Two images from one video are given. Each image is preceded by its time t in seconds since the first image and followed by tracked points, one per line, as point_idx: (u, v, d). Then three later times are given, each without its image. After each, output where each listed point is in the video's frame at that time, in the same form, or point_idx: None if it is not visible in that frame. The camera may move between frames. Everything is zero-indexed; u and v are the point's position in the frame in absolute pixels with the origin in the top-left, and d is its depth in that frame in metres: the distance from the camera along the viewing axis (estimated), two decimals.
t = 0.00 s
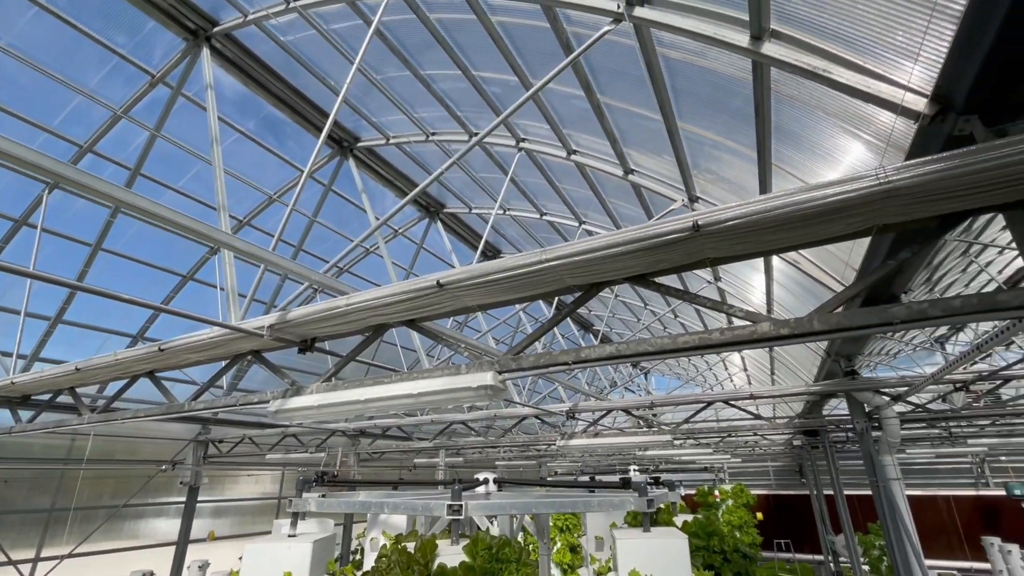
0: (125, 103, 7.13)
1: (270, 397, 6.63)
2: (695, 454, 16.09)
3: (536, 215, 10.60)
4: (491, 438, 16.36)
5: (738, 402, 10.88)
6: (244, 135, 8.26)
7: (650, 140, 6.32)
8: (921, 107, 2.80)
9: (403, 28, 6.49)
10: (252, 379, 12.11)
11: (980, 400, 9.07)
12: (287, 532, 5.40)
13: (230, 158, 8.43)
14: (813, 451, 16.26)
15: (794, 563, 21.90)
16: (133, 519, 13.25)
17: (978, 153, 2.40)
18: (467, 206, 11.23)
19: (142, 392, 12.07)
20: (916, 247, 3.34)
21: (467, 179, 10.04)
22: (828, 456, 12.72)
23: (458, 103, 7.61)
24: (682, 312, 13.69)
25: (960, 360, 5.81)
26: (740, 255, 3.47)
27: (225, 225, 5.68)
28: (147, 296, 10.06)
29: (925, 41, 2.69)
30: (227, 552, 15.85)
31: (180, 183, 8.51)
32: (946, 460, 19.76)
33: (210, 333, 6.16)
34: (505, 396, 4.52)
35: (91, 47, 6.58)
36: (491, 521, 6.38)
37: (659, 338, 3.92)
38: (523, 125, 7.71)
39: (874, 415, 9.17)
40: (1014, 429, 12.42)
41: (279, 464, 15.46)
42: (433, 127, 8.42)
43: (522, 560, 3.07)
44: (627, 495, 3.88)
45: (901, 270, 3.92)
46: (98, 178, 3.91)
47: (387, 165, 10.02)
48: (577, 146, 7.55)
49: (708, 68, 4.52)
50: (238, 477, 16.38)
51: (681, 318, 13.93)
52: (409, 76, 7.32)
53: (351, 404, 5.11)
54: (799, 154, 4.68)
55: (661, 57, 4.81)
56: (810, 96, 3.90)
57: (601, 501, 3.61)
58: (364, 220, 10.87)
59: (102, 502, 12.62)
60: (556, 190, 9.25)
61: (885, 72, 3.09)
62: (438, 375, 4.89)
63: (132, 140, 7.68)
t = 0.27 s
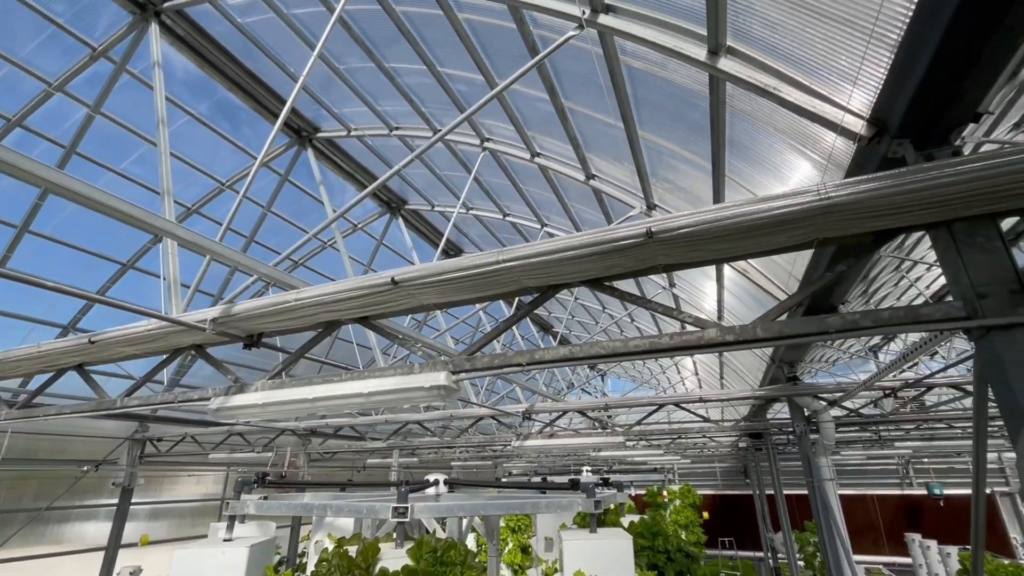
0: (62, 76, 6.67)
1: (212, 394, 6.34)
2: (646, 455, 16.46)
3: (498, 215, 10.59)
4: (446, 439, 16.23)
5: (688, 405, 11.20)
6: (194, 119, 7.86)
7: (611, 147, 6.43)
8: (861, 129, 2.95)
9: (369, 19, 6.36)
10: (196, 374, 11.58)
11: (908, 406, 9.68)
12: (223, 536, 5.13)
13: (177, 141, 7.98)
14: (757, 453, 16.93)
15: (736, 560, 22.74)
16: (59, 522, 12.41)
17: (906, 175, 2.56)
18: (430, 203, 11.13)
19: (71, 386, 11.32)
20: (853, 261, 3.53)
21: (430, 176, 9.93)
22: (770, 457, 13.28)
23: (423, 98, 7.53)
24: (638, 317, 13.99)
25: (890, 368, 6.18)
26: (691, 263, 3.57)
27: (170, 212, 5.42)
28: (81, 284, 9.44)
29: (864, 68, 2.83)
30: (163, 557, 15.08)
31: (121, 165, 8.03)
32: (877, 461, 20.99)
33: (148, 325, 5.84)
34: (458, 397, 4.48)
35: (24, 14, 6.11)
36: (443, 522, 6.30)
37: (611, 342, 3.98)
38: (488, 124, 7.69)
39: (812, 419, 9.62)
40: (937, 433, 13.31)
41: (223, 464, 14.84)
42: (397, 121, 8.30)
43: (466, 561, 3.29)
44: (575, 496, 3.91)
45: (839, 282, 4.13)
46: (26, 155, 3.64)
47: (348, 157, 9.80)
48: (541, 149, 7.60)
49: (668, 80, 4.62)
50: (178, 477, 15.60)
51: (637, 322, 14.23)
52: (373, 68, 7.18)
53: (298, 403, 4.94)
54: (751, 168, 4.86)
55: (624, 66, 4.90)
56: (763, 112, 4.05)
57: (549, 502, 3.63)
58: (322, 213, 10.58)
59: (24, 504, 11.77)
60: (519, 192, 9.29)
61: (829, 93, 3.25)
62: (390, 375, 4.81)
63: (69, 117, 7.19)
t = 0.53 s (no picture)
0: None
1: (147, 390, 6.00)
2: (599, 456, 16.73)
3: (460, 214, 10.54)
4: (400, 438, 15.98)
5: (640, 407, 11.47)
6: (139, 96, 7.40)
7: (573, 151, 6.50)
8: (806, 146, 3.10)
9: (332, 6, 6.17)
10: (132, 369, 10.98)
11: (842, 410, 10.23)
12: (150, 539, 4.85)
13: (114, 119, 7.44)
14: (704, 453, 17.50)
15: (681, 557, 23.44)
16: None
17: (846, 190, 2.70)
18: (391, 198, 10.97)
19: None
20: (795, 270, 3.70)
21: (392, 171, 9.78)
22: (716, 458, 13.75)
23: (386, 90, 7.40)
24: (595, 319, 14.22)
25: (827, 373, 6.51)
26: (645, 267, 3.64)
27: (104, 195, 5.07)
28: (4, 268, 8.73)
29: (808, 87, 2.95)
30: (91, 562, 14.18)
31: (54, 142, 7.48)
32: (814, 462, 22.09)
33: (76, 314, 5.47)
34: (409, 396, 4.41)
35: None
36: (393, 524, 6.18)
37: (564, 343, 4.01)
38: (451, 121, 7.63)
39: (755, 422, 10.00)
40: (868, 436, 14.14)
41: (161, 464, 14.10)
42: (358, 112, 8.13)
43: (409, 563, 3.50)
44: (524, 496, 3.92)
45: (783, 290, 4.32)
46: None
47: (306, 147, 9.52)
48: (504, 149, 7.61)
49: (627, 87, 4.71)
50: (110, 477, 14.71)
51: (594, 324, 14.44)
52: (335, 57, 6.98)
53: (240, 400, 4.74)
54: (705, 178, 5.01)
55: (587, 71, 4.96)
56: (717, 125, 4.19)
57: (497, 503, 3.62)
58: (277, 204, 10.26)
59: None
60: (481, 191, 9.26)
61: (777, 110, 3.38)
62: (339, 372, 4.68)
63: None
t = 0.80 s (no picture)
0: None
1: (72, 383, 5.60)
2: (552, 455, 16.89)
3: (421, 210, 10.41)
4: (351, 437, 15.61)
5: (594, 407, 11.63)
6: (74, 69, 6.92)
7: (534, 152, 6.52)
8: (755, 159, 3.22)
9: None
10: (59, 361, 10.30)
11: (782, 412, 10.71)
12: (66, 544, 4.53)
13: (43, 90, 6.90)
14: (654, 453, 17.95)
15: (629, 555, 23.96)
16: None
17: (788, 201, 2.83)
18: (349, 190, 10.70)
19: None
20: (741, 276, 3.85)
21: (352, 163, 9.56)
22: (665, 457, 14.13)
23: (346, 80, 7.22)
24: (552, 319, 14.33)
25: (769, 376, 6.79)
26: (598, 269, 3.70)
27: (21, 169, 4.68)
28: None
29: (757, 101, 3.07)
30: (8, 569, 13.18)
31: None
32: (756, 462, 23.05)
33: None
34: (357, 393, 4.30)
35: None
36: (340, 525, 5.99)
37: (516, 341, 4.02)
38: (413, 115, 7.51)
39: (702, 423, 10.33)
40: (807, 437, 14.86)
41: (91, 463, 13.26)
42: (317, 100, 7.91)
43: (350, 563, 3.65)
44: (470, 495, 3.90)
45: (730, 296, 4.48)
46: None
47: (259, 132, 9.18)
48: (467, 147, 7.56)
49: (587, 89, 4.75)
50: (32, 477, 13.71)
51: (552, 324, 14.57)
52: (293, 42, 6.74)
53: (174, 395, 4.50)
54: (662, 184, 5.13)
55: (550, 72, 4.97)
56: (674, 134, 4.30)
57: (441, 501, 3.58)
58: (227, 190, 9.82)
59: None
60: (443, 187, 9.16)
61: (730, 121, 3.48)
62: (284, 367, 4.52)
63: None
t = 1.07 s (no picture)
0: None
1: None
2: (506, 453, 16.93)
3: (380, 203, 10.23)
4: (299, 435, 15.13)
5: (548, 406, 11.73)
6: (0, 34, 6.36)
7: (496, 150, 6.51)
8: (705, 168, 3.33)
9: None
10: None
11: (727, 412, 11.13)
12: None
13: None
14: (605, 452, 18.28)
15: (579, 552, 24.32)
16: None
17: (734, 209, 2.94)
18: (305, 180, 10.35)
19: None
20: (689, 280, 3.98)
21: (308, 152, 9.25)
22: (616, 456, 14.42)
23: (305, 65, 7.00)
24: (510, 318, 14.37)
25: (715, 377, 7.04)
26: (553, 269, 3.73)
27: None
28: None
29: (709, 110, 3.16)
30: None
31: None
32: (702, 460, 23.88)
33: None
34: (302, 389, 4.15)
35: None
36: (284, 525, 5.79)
37: (468, 339, 3.99)
38: (374, 106, 7.35)
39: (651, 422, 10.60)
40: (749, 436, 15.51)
41: (10, 461, 12.30)
42: (272, 84, 7.62)
43: (285, 564, 3.54)
44: (416, 494, 3.83)
45: (680, 298, 4.61)
46: None
47: (208, 114, 8.74)
48: (428, 141, 7.47)
49: (549, 90, 4.78)
50: None
51: (510, 323, 14.60)
52: (247, 23, 6.47)
53: (101, 389, 4.22)
54: (619, 189, 5.23)
55: (513, 70, 4.97)
56: (631, 140, 4.39)
57: (386, 501, 3.50)
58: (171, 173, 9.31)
59: None
60: (403, 182, 9.01)
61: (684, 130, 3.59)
62: (224, 361, 4.32)
63: None
